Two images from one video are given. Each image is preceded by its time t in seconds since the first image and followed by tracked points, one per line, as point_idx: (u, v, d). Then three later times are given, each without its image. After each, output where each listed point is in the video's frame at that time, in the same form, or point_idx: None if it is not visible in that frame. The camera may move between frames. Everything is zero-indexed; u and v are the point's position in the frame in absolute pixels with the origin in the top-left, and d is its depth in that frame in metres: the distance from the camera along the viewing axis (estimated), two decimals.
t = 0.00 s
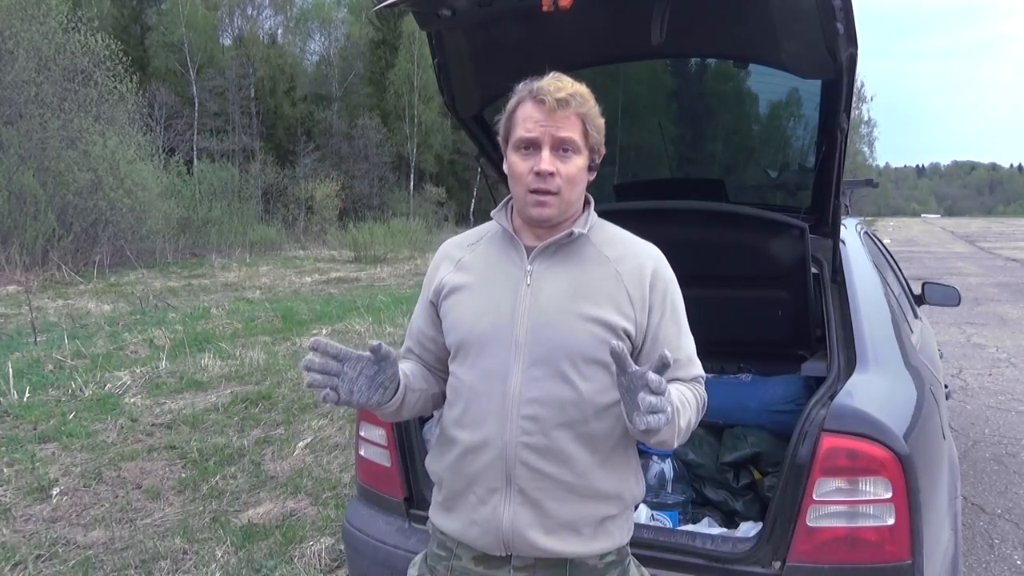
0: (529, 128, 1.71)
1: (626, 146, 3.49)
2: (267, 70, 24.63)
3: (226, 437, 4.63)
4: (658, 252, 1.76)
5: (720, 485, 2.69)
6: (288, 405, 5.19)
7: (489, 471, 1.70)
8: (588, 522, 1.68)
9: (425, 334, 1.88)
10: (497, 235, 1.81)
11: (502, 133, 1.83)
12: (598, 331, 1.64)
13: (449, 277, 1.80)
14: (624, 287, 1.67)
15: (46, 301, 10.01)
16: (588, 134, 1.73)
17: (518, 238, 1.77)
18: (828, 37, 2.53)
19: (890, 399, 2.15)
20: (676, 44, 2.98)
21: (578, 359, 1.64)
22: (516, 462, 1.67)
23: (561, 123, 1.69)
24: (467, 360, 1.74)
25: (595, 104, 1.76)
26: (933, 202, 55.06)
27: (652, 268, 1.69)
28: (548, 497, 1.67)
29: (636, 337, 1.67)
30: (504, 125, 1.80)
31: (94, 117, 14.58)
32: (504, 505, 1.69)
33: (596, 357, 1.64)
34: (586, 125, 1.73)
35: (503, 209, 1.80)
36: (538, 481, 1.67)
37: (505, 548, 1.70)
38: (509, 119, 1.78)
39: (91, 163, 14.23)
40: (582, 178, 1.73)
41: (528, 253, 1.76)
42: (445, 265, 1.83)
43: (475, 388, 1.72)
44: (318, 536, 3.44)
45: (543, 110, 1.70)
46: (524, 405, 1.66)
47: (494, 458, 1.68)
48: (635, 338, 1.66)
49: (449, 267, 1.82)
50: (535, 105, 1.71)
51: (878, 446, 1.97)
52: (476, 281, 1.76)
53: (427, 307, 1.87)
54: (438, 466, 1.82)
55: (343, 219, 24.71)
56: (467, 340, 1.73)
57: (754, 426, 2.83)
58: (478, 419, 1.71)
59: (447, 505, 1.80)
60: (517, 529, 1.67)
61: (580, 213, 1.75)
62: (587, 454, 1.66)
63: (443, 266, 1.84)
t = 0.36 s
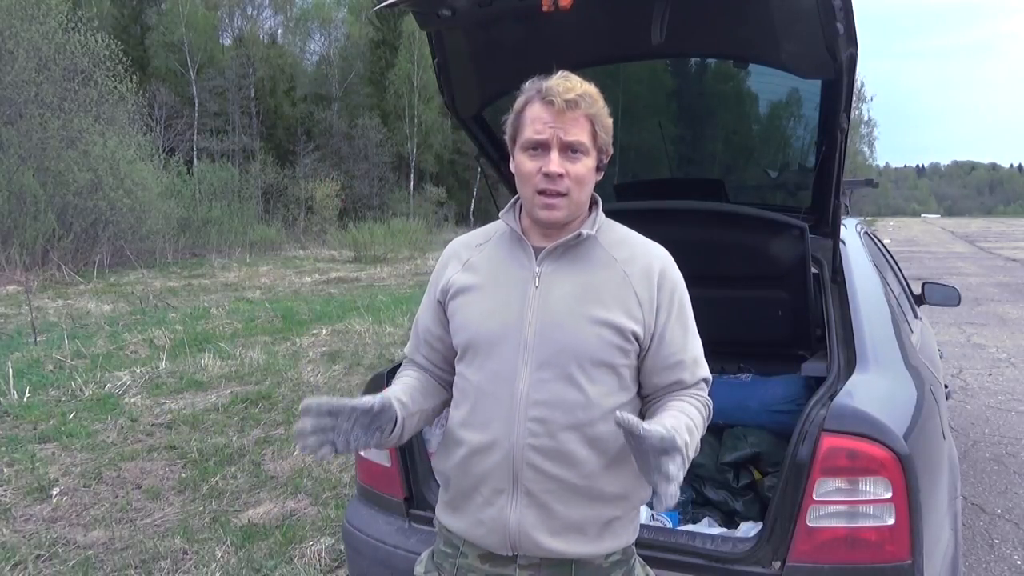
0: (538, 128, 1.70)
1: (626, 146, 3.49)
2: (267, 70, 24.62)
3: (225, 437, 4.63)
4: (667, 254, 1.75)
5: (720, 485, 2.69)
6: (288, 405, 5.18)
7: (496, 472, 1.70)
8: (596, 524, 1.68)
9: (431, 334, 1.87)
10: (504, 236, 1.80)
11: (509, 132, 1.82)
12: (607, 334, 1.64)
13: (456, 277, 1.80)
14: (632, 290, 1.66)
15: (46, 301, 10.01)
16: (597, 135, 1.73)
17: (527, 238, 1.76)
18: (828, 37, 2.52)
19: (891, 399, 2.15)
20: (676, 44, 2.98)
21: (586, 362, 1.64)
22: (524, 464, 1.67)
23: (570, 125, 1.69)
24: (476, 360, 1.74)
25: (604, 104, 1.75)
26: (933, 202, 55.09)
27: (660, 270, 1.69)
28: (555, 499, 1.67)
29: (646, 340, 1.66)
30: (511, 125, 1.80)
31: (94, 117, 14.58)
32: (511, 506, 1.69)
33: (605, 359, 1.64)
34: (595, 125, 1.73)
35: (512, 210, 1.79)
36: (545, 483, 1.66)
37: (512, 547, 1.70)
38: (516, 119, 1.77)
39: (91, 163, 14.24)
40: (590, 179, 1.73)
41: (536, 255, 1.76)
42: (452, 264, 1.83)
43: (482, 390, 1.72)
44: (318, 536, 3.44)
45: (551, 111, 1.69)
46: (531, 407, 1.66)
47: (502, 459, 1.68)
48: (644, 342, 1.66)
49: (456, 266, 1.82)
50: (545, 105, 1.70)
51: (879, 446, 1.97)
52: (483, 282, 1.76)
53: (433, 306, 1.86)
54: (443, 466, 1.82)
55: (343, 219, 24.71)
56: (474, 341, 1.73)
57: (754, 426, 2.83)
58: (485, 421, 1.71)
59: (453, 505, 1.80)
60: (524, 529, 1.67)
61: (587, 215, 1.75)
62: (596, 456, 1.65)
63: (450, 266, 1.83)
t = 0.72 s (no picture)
0: (529, 137, 1.68)
1: (626, 146, 3.49)
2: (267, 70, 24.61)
3: (226, 437, 4.63)
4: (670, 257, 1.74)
5: (720, 485, 2.69)
6: (288, 404, 5.19)
7: (497, 480, 1.70)
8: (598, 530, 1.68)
9: (435, 338, 1.87)
10: (505, 239, 1.80)
11: (508, 133, 1.80)
12: (608, 343, 1.63)
13: (458, 283, 1.80)
14: (634, 297, 1.66)
15: (46, 301, 10.02)
16: (592, 138, 1.69)
17: (526, 244, 1.76)
18: (828, 37, 2.53)
19: (892, 399, 2.15)
20: (676, 45, 2.98)
21: (587, 371, 1.64)
22: (525, 472, 1.66)
23: (560, 132, 1.66)
24: (478, 367, 1.74)
25: (601, 104, 1.70)
26: (933, 202, 55.10)
27: (663, 276, 1.68)
28: (556, 506, 1.67)
29: (649, 347, 1.66)
30: (509, 127, 1.78)
31: (94, 117, 14.58)
32: (512, 514, 1.69)
33: (606, 366, 1.64)
34: (590, 129, 1.69)
35: (511, 214, 1.79)
36: (548, 491, 1.66)
37: (515, 553, 1.70)
38: (512, 122, 1.75)
39: (91, 163, 14.24)
40: (587, 184, 1.70)
41: (537, 260, 1.75)
42: (454, 268, 1.83)
43: (485, 398, 1.72)
44: (318, 536, 3.44)
45: (542, 118, 1.66)
46: (533, 415, 1.66)
47: (503, 467, 1.68)
48: (646, 349, 1.65)
49: (458, 271, 1.82)
50: (536, 111, 1.68)
51: (879, 446, 1.97)
52: (484, 289, 1.75)
53: (435, 310, 1.86)
54: (448, 471, 1.82)
55: (343, 219, 24.70)
56: (476, 347, 1.73)
57: (754, 426, 2.83)
58: (487, 428, 1.71)
59: (456, 510, 1.80)
60: (526, 536, 1.68)
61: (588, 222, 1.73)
62: (599, 464, 1.65)
63: (452, 269, 1.83)
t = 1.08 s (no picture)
0: (499, 135, 1.67)
1: (626, 146, 3.46)
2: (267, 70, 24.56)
3: (225, 437, 4.63)
4: (655, 256, 1.73)
5: (720, 485, 2.69)
6: (288, 404, 5.19)
7: (481, 484, 1.70)
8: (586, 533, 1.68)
9: (423, 340, 1.88)
10: (488, 241, 1.79)
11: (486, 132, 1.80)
12: (588, 346, 1.63)
13: (442, 286, 1.80)
14: (615, 299, 1.65)
15: (46, 301, 10.01)
16: (563, 136, 1.66)
17: (508, 246, 1.75)
18: (828, 36, 2.52)
19: (891, 399, 2.15)
20: (676, 45, 2.98)
21: (568, 374, 1.63)
22: (508, 477, 1.66)
23: (527, 129, 1.64)
24: (462, 370, 1.74)
25: (573, 101, 1.67)
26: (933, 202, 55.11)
27: (646, 276, 1.66)
28: (540, 510, 1.67)
29: (633, 348, 1.65)
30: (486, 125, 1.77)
31: (94, 117, 14.59)
32: (496, 519, 1.69)
33: (589, 368, 1.63)
34: (560, 126, 1.66)
35: (492, 214, 1.79)
36: (532, 495, 1.66)
37: (501, 557, 1.70)
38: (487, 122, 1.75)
39: (91, 163, 14.24)
40: (560, 181, 1.67)
41: (518, 263, 1.75)
42: (438, 271, 1.83)
43: (469, 401, 1.72)
44: (319, 536, 3.44)
45: (509, 117, 1.65)
46: (515, 419, 1.66)
47: (486, 472, 1.68)
48: (629, 351, 1.65)
49: (442, 273, 1.82)
50: (505, 109, 1.66)
51: (880, 446, 1.97)
52: (468, 292, 1.76)
53: (422, 313, 1.86)
54: (436, 473, 1.83)
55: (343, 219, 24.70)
56: (460, 351, 1.74)
57: (754, 426, 2.83)
58: (471, 431, 1.71)
59: (444, 513, 1.81)
60: (512, 540, 1.68)
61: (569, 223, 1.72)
62: (583, 467, 1.65)
63: (437, 272, 1.84)
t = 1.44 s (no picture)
0: (455, 134, 1.68)
1: (626, 146, 3.47)
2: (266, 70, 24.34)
3: (226, 437, 4.63)
4: (616, 248, 1.74)
5: (720, 485, 2.71)
6: (288, 404, 5.19)
7: (448, 485, 1.69)
8: (556, 532, 1.67)
9: (390, 346, 1.89)
10: (451, 242, 1.80)
11: (440, 134, 1.80)
12: (551, 338, 1.63)
13: (406, 288, 1.81)
14: (577, 290, 1.65)
15: (46, 301, 10.01)
16: (517, 130, 1.66)
17: (468, 244, 1.76)
18: (829, 36, 2.52)
19: (890, 399, 2.15)
20: (676, 44, 2.98)
21: (531, 368, 1.64)
22: (474, 475, 1.66)
23: (482, 125, 1.64)
24: (428, 370, 1.74)
25: (524, 94, 1.68)
26: (933, 202, 55.10)
27: (606, 266, 1.68)
28: (508, 509, 1.66)
29: (596, 340, 1.66)
30: (440, 127, 1.78)
31: (94, 117, 14.58)
32: (465, 520, 1.68)
33: (551, 362, 1.63)
34: (514, 120, 1.66)
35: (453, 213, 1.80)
36: (499, 494, 1.66)
37: (471, 560, 1.70)
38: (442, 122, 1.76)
39: (91, 163, 14.25)
40: (518, 176, 1.68)
41: (480, 260, 1.75)
42: (403, 274, 1.84)
43: (433, 401, 1.72)
44: (318, 536, 3.44)
45: (463, 114, 1.66)
46: (481, 417, 1.66)
47: (453, 472, 1.68)
48: (593, 342, 1.65)
49: (407, 277, 1.83)
50: (458, 108, 1.67)
51: (880, 446, 1.96)
52: (431, 291, 1.76)
53: (389, 318, 1.87)
54: (403, 477, 1.82)
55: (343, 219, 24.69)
56: (425, 351, 1.74)
57: (754, 426, 2.83)
58: (436, 431, 1.71)
59: (413, 519, 1.80)
60: (480, 542, 1.67)
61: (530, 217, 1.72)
62: (549, 464, 1.65)
63: (402, 275, 1.84)
